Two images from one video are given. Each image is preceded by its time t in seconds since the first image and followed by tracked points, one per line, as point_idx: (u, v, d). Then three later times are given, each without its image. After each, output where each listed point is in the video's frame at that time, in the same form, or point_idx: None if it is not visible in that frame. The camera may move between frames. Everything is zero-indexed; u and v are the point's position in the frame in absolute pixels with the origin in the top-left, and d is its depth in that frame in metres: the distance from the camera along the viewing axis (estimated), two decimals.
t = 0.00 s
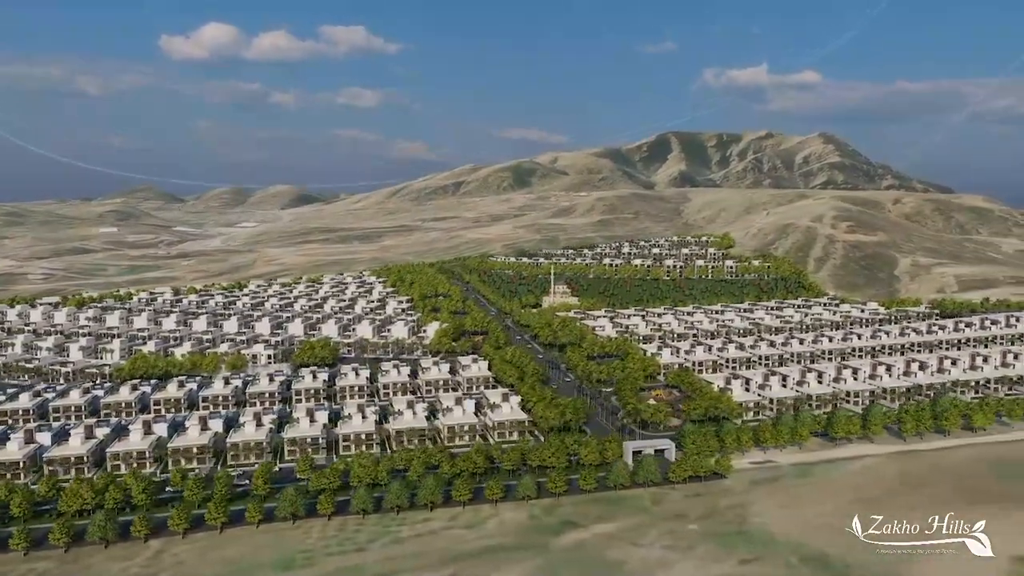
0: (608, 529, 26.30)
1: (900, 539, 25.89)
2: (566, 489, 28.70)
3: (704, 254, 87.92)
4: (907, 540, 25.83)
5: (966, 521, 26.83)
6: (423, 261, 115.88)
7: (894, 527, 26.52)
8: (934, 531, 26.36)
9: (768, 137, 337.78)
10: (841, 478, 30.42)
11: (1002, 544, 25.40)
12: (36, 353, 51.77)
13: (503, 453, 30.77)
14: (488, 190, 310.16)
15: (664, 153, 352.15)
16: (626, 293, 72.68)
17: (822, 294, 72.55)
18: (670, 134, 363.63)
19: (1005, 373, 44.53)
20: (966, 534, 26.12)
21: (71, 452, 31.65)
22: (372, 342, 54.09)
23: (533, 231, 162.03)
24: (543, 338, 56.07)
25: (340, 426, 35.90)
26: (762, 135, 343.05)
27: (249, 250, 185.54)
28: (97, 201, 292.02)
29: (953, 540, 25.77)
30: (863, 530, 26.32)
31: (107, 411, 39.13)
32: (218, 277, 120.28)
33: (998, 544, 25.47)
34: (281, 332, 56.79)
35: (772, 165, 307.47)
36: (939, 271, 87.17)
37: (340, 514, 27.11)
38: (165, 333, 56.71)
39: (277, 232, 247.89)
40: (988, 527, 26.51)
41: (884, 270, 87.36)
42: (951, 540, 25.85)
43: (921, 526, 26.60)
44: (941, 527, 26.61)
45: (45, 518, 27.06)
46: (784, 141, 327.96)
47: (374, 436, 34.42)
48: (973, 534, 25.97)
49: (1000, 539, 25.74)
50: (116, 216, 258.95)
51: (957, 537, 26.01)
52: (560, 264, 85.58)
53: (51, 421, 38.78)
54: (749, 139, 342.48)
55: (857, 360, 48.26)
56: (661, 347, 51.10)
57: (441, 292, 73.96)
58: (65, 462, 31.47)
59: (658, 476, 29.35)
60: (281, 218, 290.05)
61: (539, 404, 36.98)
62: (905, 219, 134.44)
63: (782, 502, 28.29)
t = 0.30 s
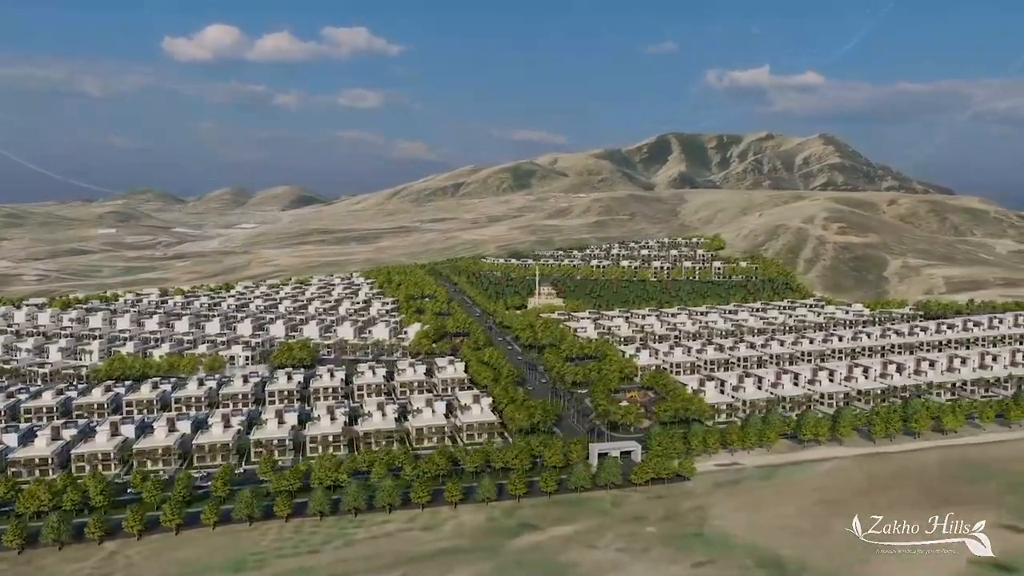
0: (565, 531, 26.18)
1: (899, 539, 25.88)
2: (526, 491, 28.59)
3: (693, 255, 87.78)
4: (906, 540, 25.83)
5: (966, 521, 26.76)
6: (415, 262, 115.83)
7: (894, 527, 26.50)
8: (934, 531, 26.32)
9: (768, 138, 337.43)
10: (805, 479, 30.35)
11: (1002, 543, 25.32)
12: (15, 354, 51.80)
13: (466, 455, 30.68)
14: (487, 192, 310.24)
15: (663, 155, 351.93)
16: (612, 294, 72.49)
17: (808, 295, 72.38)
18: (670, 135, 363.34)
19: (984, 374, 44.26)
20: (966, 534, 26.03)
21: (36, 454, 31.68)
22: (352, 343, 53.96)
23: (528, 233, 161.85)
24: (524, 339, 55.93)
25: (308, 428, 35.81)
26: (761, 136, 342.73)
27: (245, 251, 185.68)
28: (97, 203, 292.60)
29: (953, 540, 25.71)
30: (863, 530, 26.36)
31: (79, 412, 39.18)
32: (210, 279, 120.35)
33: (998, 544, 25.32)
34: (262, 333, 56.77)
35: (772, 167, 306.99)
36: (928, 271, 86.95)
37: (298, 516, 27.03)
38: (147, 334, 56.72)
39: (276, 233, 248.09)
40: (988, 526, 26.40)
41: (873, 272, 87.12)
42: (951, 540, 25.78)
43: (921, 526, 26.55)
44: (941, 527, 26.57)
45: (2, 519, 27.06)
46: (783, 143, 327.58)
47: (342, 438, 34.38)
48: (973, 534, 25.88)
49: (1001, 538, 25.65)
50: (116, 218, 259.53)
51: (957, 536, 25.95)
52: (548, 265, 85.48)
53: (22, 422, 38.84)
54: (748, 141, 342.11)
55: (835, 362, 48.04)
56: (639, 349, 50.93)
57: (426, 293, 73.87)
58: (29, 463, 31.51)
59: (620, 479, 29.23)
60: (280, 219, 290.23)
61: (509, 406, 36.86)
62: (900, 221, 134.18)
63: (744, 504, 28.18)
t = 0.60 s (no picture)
0: (521, 534, 26.07)
1: (898, 538, 25.88)
2: (486, 493, 28.47)
3: (681, 257, 87.65)
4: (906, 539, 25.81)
5: (966, 521, 26.78)
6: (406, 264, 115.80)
7: (893, 527, 26.49)
8: (934, 531, 26.31)
9: (767, 140, 336.99)
10: (768, 481, 30.27)
11: (1002, 543, 25.32)
12: None
13: (429, 458, 30.57)
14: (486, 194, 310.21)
15: (663, 156, 351.64)
16: (597, 296, 72.34)
17: (794, 297, 72.21)
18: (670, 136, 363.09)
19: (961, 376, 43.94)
20: (966, 534, 26.04)
21: None
22: (331, 344, 53.80)
23: (523, 234, 161.71)
24: (504, 341, 55.76)
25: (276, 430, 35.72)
26: (761, 138, 342.33)
27: (242, 253, 185.83)
28: (96, 205, 293.21)
29: (953, 540, 25.69)
30: (863, 530, 26.30)
31: (51, 413, 39.19)
32: (203, 280, 120.28)
33: (998, 543, 25.32)
34: (242, 335, 56.73)
35: (771, 168, 306.54)
36: (918, 273, 86.64)
37: (254, 518, 26.94)
38: (127, 335, 56.69)
39: (275, 234, 248.43)
40: (988, 526, 26.41)
41: (863, 273, 86.86)
42: (951, 540, 25.77)
43: (921, 526, 26.55)
44: (941, 527, 26.57)
45: None
46: (783, 145, 327.08)
47: (309, 440, 34.32)
48: (973, 534, 25.88)
49: (1001, 538, 25.64)
50: (115, 220, 259.96)
51: (957, 536, 25.95)
52: (536, 266, 85.32)
53: None
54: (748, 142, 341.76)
55: (813, 364, 47.80)
56: (617, 351, 50.73)
57: (410, 295, 73.79)
58: None
59: (580, 481, 29.11)
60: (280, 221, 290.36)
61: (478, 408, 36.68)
62: (895, 222, 133.86)
63: (705, 507, 28.06)
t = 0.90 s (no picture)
0: (477, 538, 25.83)
1: (899, 539, 25.88)
2: (447, 496, 28.35)
3: (672, 259, 87.43)
4: (906, 540, 25.79)
5: (966, 521, 26.83)
6: (401, 265, 115.82)
7: (894, 527, 26.51)
8: (934, 531, 26.33)
9: (770, 142, 336.10)
10: (732, 485, 30.08)
11: (1001, 543, 25.38)
12: None
13: (393, 461, 30.48)
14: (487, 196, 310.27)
15: (665, 158, 351.19)
16: (584, 297, 72.19)
17: (782, 299, 71.89)
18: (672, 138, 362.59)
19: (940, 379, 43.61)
20: (966, 534, 26.09)
21: None
22: (313, 346, 53.71)
23: (520, 236, 161.62)
24: (486, 343, 55.60)
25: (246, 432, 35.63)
26: (764, 139, 341.61)
27: (241, 254, 186.09)
28: (99, 207, 294.33)
29: (953, 540, 25.71)
30: (863, 530, 26.30)
31: (25, 414, 39.24)
32: (199, 280, 120.45)
33: (997, 543, 25.40)
34: (226, 336, 56.76)
35: (773, 170, 305.72)
36: (910, 275, 86.15)
37: (212, 520, 26.88)
38: (111, 337, 56.76)
39: (276, 236, 248.93)
40: (988, 527, 26.48)
41: (854, 275, 86.45)
42: (951, 540, 25.80)
43: (921, 526, 26.58)
44: (941, 527, 26.60)
45: None
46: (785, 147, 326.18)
47: (277, 441, 34.26)
48: (973, 534, 25.94)
49: (1000, 539, 25.68)
50: (119, 222, 261.05)
51: (957, 536, 25.99)
52: (524, 268, 85.14)
53: None
54: (751, 144, 340.93)
55: (793, 366, 47.52)
56: (598, 353, 50.51)
57: (398, 297, 73.68)
58: None
59: (542, 484, 28.96)
60: (282, 222, 290.83)
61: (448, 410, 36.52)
62: (892, 224, 133.28)
63: (667, 510, 27.86)
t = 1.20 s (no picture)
0: (437, 540, 25.82)
1: (899, 538, 26.02)
2: (413, 498, 28.36)
3: (667, 261, 87.21)
4: (905, 540, 25.94)
5: (966, 522, 27.03)
6: (400, 267, 116.00)
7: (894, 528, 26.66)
8: (934, 532, 26.50)
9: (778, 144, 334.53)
10: (699, 488, 29.99)
11: (1001, 544, 25.56)
12: None
13: (362, 463, 30.53)
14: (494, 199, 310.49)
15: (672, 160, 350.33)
16: (577, 299, 72.08)
17: (776, 302, 71.53)
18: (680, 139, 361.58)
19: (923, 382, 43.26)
20: (966, 534, 26.27)
21: None
22: (300, 348, 53.83)
23: (523, 238, 161.60)
24: (473, 345, 55.54)
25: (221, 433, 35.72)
26: (771, 141, 340.09)
27: (246, 256, 186.98)
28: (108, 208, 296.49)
29: (954, 540, 25.88)
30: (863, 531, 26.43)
31: (7, 414, 39.52)
32: (201, 282, 121.06)
33: (997, 544, 25.61)
34: (216, 337, 57.03)
35: (781, 172, 304.30)
36: (908, 277, 85.42)
37: (176, 521, 27.00)
38: (102, 338, 57.10)
39: (282, 238, 249.72)
40: (988, 527, 26.70)
41: (851, 278, 85.89)
42: (952, 540, 25.95)
43: (921, 526, 26.74)
44: (941, 527, 26.76)
45: None
46: (793, 149, 324.56)
47: (251, 443, 34.32)
48: (973, 535, 26.12)
49: (1000, 539, 25.88)
50: (129, 224, 263.05)
51: (958, 536, 26.15)
52: (519, 270, 85.08)
53: None
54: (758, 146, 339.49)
55: (777, 368, 47.23)
56: (583, 355, 50.33)
57: (391, 299, 73.78)
58: None
59: (508, 487, 28.88)
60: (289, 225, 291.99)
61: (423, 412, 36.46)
62: (896, 227, 132.30)
63: (632, 513, 27.78)
